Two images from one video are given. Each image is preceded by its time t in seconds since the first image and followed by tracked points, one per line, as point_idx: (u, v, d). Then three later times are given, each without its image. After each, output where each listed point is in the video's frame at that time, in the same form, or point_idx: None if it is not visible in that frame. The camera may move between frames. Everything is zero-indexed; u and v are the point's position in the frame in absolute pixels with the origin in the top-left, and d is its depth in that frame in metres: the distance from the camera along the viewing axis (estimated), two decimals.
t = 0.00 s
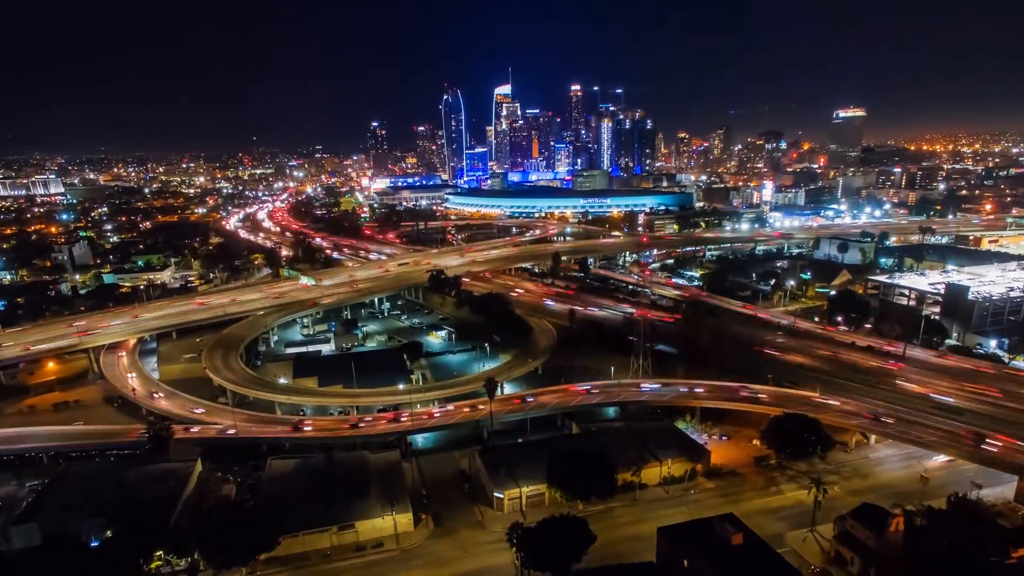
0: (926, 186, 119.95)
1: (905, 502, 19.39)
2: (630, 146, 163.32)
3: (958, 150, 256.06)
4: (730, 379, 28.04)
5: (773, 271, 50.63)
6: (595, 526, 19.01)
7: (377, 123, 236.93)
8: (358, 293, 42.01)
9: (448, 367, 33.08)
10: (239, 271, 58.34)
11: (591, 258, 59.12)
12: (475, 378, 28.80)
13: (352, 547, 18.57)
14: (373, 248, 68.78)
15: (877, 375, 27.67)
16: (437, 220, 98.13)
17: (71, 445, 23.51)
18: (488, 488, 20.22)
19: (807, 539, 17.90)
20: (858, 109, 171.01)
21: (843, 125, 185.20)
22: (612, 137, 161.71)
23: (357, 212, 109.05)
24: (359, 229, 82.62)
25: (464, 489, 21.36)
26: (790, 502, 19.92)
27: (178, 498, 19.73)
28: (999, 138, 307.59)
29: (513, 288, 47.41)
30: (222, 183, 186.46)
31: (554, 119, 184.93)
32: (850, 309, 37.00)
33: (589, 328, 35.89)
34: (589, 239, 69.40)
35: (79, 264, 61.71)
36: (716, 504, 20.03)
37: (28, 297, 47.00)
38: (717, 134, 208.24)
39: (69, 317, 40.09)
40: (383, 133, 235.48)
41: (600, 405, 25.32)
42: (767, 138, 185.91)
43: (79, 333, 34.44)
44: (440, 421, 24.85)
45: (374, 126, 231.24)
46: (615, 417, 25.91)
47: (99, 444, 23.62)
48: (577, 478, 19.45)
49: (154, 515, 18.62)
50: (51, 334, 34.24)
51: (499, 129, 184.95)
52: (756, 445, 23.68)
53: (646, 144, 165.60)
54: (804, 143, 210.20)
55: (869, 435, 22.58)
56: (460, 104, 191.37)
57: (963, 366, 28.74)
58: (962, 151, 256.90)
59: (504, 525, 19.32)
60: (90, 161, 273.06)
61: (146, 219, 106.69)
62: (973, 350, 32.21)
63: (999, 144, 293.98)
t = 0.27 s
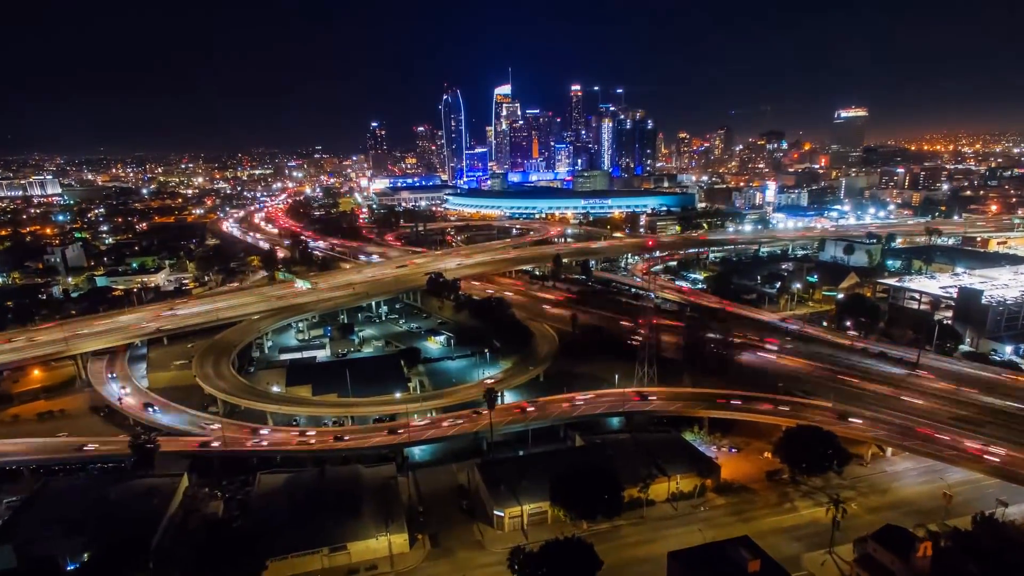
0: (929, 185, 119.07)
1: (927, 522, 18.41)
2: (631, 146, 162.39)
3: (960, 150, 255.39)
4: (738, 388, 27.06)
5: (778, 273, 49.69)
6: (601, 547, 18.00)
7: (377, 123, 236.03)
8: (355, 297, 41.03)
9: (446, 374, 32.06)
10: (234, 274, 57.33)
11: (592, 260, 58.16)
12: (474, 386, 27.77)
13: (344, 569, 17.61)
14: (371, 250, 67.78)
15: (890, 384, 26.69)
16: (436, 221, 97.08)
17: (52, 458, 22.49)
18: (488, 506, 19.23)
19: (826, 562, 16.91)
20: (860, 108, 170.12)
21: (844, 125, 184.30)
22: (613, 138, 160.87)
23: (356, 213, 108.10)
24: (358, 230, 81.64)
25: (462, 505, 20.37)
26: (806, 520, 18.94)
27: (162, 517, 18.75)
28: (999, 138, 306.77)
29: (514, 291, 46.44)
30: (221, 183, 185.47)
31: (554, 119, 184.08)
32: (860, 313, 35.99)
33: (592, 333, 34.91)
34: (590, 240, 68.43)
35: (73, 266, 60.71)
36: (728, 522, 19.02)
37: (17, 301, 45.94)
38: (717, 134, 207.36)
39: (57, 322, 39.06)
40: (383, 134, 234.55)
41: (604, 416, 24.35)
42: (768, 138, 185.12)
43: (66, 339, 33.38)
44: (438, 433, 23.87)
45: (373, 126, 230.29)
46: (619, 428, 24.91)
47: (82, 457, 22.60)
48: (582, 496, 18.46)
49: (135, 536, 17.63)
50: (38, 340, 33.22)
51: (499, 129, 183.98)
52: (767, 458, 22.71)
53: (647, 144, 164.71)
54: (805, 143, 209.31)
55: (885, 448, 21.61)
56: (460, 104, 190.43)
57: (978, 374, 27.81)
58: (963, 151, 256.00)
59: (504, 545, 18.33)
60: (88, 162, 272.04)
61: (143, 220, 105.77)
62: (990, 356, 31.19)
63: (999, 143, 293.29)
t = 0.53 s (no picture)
0: (933, 186, 118.17)
1: (953, 544, 17.42)
2: (632, 147, 161.40)
3: (961, 150, 254.56)
4: (748, 397, 26.13)
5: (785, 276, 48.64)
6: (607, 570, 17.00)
7: (376, 124, 235.04)
8: (350, 301, 40.05)
9: (444, 381, 31.05)
10: (230, 277, 56.33)
11: (594, 262, 57.22)
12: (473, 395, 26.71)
13: None
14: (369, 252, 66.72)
15: (905, 393, 25.71)
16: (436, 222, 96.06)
17: (32, 473, 21.52)
18: (488, 525, 18.26)
19: None
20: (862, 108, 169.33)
21: (845, 125, 183.39)
22: (613, 138, 159.95)
23: (354, 214, 107.13)
24: (356, 232, 80.62)
25: (461, 523, 19.42)
26: (822, 540, 17.98)
27: (142, 538, 17.72)
28: (999, 138, 306.03)
29: (514, 295, 45.43)
30: (219, 184, 184.36)
31: (554, 119, 183.18)
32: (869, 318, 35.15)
33: (595, 339, 33.89)
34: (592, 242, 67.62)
35: (65, 268, 59.66)
36: (740, 542, 18.04)
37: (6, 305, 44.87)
38: (718, 134, 206.40)
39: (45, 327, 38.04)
40: (382, 134, 233.57)
41: (608, 427, 23.34)
42: (770, 138, 184.30)
43: (52, 345, 32.37)
44: (435, 445, 22.90)
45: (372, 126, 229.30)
46: (624, 439, 23.94)
47: (62, 472, 21.64)
48: (587, 516, 17.47)
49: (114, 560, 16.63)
50: (22, 347, 32.19)
51: (499, 129, 182.84)
52: (779, 472, 21.75)
53: (648, 144, 163.71)
54: (806, 143, 208.45)
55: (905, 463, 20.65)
56: (460, 104, 189.28)
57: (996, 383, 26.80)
58: (965, 151, 255.05)
59: (504, 567, 17.37)
60: (87, 162, 270.98)
61: (140, 221, 104.73)
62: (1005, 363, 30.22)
63: (1001, 143, 292.28)
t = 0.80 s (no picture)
0: (937, 187, 117.08)
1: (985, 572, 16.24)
2: (632, 147, 160.27)
3: (963, 150, 253.51)
4: (759, 409, 24.98)
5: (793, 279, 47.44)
6: None
7: (376, 124, 233.89)
8: (346, 306, 38.90)
9: (442, 391, 29.86)
10: (224, 280, 55.17)
11: (596, 265, 56.09)
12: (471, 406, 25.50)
13: None
14: (367, 254, 65.58)
15: (924, 405, 24.54)
16: (435, 223, 94.94)
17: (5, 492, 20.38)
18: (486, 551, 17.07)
19: None
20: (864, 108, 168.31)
21: (847, 125, 182.31)
22: (614, 138, 158.83)
23: (352, 214, 105.98)
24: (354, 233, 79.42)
25: (459, 547, 18.25)
26: (845, 567, 16.79)
27: (117, 564, 16.52)
28: (1000, 138, 305.04)
29: (514, 299, 44.30)
30: (218, 184, 183.06)
31: (554, 119, 182.08)
32: (882, 324, 34.05)
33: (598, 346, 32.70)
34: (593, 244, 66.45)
35: (56, 271, 58.46)
36: (757, 569, 16.86)
37: None
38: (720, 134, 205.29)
39: (31, 333, 36.89)
40: (381, 134, 232.33)
41: (613, 441, 22.21)
42: (771, 138, 183.21)
43: (35, 353, 31.21)
44: (432, 461, 21.76)
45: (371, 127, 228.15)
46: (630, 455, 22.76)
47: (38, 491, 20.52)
48: (593, 542, 16.30)
49: None
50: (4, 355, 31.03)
51: (499, 129, 181.74)
52: (795, 490, 20.61)
53: (648, 144, 162.59)
54: (808, 143, 207.36)
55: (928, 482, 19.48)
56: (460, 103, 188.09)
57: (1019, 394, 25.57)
58: (966, 151, 254.11)
59: None
60: (85, 163, 269.45)
61: (136, 222, 103.57)
62: None
63: (1002, 143, 291.47)
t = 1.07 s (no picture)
0: (940, 187, 116.33)
1: None
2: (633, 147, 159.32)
3: (965, 150, 252.79)
4: (769, 420, 24.02)
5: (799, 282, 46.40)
6: None
7: (375, 124, 232.85)
8: (342, 310, 37.97)
9: (440, 399, 28.87)
10: (219, 282, 54.20)
11: (598, 267, 55.18)
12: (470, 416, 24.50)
13: None
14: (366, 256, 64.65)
15: (942, 416, 23.54)
16: (435, 224, 94.04)
17: None
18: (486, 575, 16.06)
19: None
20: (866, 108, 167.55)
21: (849, 125, 181.56)
22: (614, 138, 157.90)
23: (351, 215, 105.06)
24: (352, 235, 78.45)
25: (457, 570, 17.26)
26: None
27: None
28: (1001, 138, 304.57)
29: (514, 302, 43.38)
30: (217, 185, 181.91)
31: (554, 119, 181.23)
32: (892, 329, 32.71)
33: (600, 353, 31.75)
34: (594, 246, 65.46)
35: (48, 274, 57.45)
36: None
37: None
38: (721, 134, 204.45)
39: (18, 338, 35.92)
40: (380, 135, 231.14)
41: (619, 455, 21.23)
42: (773, 138, 182.38)
43: (20, 360, 30.24)
44: (428, 475, 20.78)
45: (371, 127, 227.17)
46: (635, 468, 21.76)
47: (14, 508, 19.55)
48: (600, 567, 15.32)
49: None
50: None
51: (499, 129, 180.58)
52: (810, 507, 19.63)
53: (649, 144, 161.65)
54: (809, 144, 206.61)
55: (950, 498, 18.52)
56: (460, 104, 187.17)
57: None
58: (967, 151, 253.52)
59: None
60: (83, 163, 268.26)
61: (133, 223, 102.57)
62: None
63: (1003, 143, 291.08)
